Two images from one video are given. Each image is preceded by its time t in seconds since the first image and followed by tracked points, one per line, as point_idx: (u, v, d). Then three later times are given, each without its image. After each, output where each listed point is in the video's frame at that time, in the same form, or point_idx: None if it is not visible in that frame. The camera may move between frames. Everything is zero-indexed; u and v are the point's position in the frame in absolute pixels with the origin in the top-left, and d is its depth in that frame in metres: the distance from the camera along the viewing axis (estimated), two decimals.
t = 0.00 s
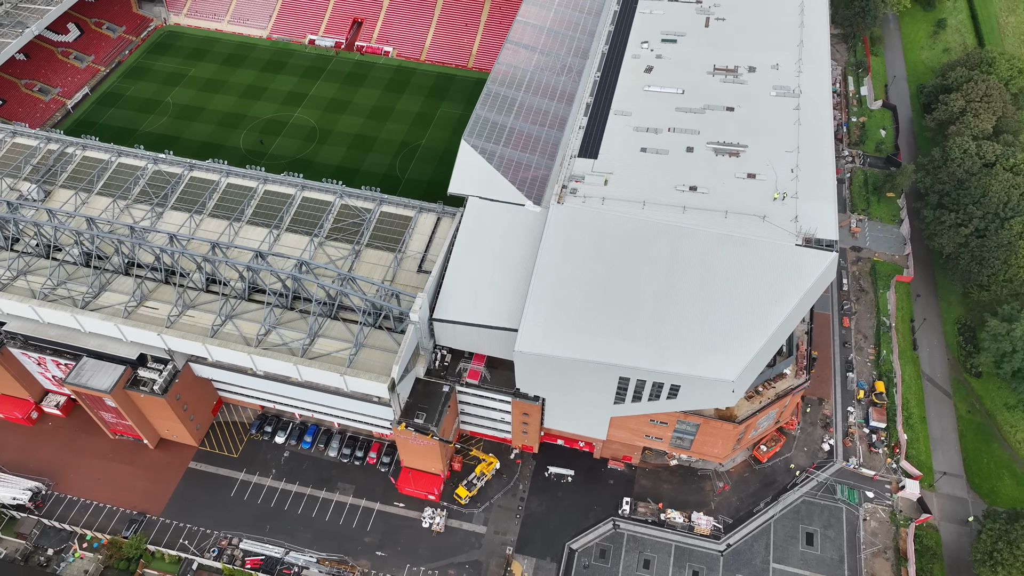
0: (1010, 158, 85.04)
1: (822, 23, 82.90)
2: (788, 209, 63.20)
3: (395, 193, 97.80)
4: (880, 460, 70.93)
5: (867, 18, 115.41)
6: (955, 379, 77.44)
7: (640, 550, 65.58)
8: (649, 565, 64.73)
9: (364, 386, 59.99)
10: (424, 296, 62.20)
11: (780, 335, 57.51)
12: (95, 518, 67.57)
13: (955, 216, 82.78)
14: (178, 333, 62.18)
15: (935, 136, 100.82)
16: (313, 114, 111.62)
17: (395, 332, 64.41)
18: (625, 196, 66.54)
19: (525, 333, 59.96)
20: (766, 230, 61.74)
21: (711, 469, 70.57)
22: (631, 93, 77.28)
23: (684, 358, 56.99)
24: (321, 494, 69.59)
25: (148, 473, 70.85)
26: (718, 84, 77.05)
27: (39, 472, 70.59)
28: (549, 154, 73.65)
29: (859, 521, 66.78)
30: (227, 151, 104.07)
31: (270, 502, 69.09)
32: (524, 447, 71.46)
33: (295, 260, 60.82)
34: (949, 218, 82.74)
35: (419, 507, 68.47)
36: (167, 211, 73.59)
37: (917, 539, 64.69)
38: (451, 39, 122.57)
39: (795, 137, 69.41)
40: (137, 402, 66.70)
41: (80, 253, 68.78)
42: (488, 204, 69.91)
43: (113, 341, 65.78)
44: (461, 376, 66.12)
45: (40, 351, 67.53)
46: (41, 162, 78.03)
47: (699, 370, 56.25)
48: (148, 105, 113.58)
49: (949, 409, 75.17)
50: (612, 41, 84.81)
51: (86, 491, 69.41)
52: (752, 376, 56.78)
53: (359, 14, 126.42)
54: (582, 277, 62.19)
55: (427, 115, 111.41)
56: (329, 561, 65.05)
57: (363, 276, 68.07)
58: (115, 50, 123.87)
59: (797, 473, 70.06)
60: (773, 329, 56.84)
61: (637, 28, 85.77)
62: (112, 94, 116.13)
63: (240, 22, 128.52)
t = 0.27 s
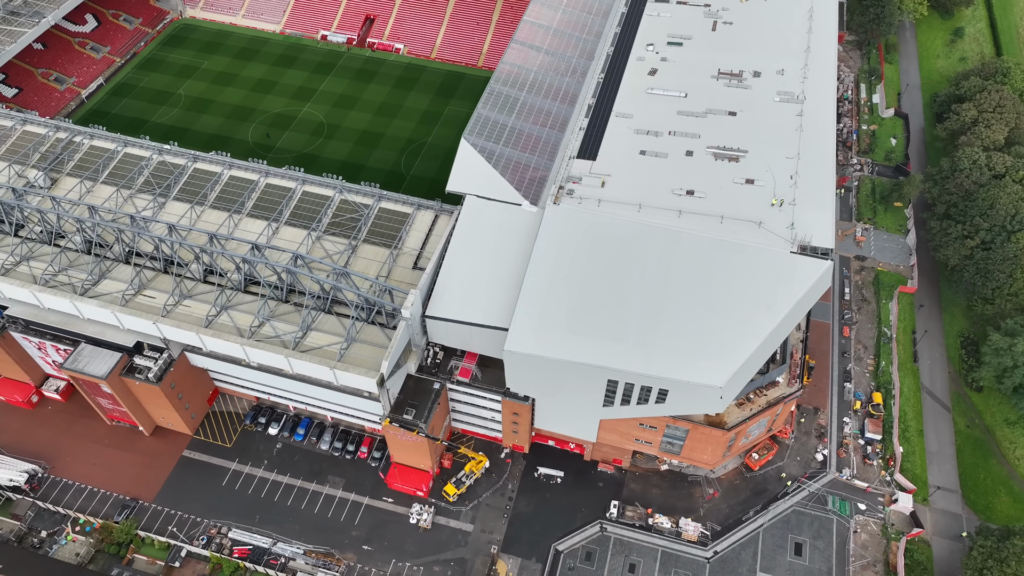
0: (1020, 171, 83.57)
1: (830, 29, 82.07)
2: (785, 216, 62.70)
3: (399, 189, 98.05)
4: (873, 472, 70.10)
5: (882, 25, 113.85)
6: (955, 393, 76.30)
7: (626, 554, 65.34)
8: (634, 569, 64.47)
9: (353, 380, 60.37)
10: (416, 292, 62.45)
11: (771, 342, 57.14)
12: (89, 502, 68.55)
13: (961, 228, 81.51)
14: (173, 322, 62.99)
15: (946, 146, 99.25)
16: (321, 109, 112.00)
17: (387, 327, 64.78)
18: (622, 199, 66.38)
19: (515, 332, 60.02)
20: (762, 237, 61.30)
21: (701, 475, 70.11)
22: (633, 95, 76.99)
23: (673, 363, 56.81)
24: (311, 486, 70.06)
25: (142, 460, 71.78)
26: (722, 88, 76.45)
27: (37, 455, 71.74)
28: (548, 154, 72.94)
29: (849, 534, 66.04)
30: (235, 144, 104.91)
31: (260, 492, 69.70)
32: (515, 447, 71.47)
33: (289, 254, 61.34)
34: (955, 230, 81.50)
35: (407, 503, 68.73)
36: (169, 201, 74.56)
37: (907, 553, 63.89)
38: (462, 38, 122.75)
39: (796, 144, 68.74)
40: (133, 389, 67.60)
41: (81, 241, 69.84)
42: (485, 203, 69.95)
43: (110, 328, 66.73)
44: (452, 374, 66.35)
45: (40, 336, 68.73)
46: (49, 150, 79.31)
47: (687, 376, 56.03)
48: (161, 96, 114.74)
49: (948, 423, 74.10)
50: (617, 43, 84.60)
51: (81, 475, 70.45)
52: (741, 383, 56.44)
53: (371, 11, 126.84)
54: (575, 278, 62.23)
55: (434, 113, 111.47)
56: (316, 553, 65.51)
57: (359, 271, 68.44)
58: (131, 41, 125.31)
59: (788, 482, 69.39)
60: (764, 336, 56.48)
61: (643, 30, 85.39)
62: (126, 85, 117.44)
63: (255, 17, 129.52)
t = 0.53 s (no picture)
0: None
1: (839, 36, 81.20)
2: (781, 223, 62.14)
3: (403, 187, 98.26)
4: (867, 484, 69.30)
5: (896, 33, 112.22)
6: (955, 407, 75.23)
7: (612, 557, 65.15)
8: (619, 573, 64.26)
9: (343, 374, 60.79)
10: (409, 289, 62.72)
11: (761, 350, 56.60)
12: (83, 486, 69.63)
13: (967, 239, 80.28)
14: (169, 311, 63.84)
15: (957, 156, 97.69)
16: (330, 104, 112.27)
17: (380, 323, 65.14)
18: (618, 201, 66.21)
19: (505, 332, 60.04)
20: (757, 243, 60.82)
21: (692, 481, 69.71)
22: (636, 98, 76.63)
23: (661, 368, 56.47)
24: (302, 479, 70.62)
25: (138, 447, 72.72)
26: (725, 93, 75.86)
27: (35, 438, 72.96)
28: (547, 154, 72.93)
29: (839, 545, 65.33)
30: (243, 137, 105.71)
31: (251, 483, 70.36)
32: (505, 446, 71.47)
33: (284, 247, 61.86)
34: (961, 241, 80.28)
35: (396, 498, 69.03)
36: (171, 192, 75.46)
37: (897, 567, 63.10)
38: (473, 36, 122.63)
39: (797, 150, 68.15)
40: (129, 376, 68.50)
41: (84, 229, 70.87)
42: (482, 202, 70.05)
43: (109, 316, 67.74)
44: (444, 371, 66.51)
45: (42, 321, 69.85)
46: (58, 139, 80.58)
47: (675, 381, 55.69)
48: (173, 88, 115.77)
49: (945, 437, 73.06)
50: (623, 45, 84.35)
51: (77, 460, 71.55)
52: (729, 390, 56.05)
53: (384, 8, 126.83)
54: (567, 280, 62.10)
55: (442, 111, 111.39)
56: (303, 545, 66.03)
57: (354, 267, 68.83)
58: (147, 34, 126.50)
59: (779, 491, 68.78)
60: (754, 343, 55.92)
61: (650, 32, 84.97)
62: (140, 76, 118.55)
63: (269, 12, 130.03)
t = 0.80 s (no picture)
0: None
1: (843, 42, 80.46)
2: (774, 228, 61.72)
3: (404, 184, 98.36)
4: (857, 494, 68.66)
5: (907, 39, 110.69)
6: (950, 419, 74.35)
7: (596, 559, 65.00)
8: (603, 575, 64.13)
9: (331, 369, 61.17)
10: (400, 286, 62.96)
11: (749, 355, 56.29)
12: (76, 473, 70.51)
13: (969, 249, 79.25)
14: (163, 302, 64.59)
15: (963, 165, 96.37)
16: (335, 100, 112.27)
17: (371, 319, 65.47)
18: (611, 203, 66.04)
19: (493, 331, 60.13)
20: (748, 248, 60.50)
21: (680, 486, 69.39)
22: (635, 99, 76.31)
23: (647, 371, 56.31)
24: (291, 472, 71.09)
25: (131, 436, 73.51)
26: (725, 96, 75.32)
27: (31, 424, 73.97)
28: (543, 155, 72.74)
29: (826, 555, 64.78)
30: (248, 132, 106.29)
31: (241, 474, 70.94)
32: (494, 445, 71.44)
33: (276, 241, 62.37)
34: (962, 251, 79.28)
35: (383, 494, 69.31)
36: (171, 184, 76.28)
37: None
38: (480, 35, 122.20)
39: (793, 156, 67.66)
40: (123, 366, 69.31)
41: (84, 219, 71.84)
42: (476, 200, 70.06)
43: (105, 305, 68.64)
44: (433, 369, 66.61)
45: (40, 309, 70.79)
46: (63, 130, 81.65)
47: (661, 384, 55.50)
48: (182, 81, 116.47)
49: (939, 449, 72.21)
50: (625, 46, 84.00)
51: (72, 446, 72.47)
52: (714, 396, 55.82)
53: (393, 5, 126.25)
54: (557, 280, 62.08)
55: (446, 109, 111.16)
56: (289, 538, 66.49)
57: (348, 263, 69.14)
58: (158, 27, 127.23)
59: (768, 499, 68.28)
60: (741, 348, 55.57)
61: (652, 34, 84.57)
62: (150, 69, 119.31)
63: (279, 7, 130.13)
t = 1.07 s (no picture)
0: None
1: (838, 45, 79.95)
2: (759, 232, 61.49)
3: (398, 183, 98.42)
4: (842, 500, 68.32)
5: (908, 43, 109.74)
6: (939, 426, 73.84)
7: (577, 560, 64.96)
8: None
9: (314, 366, 61.45)
10: (384, 284, 63.13)
11: (730, 358, 56.04)
12: (63, 465, 71.14)
13: (961, 255, 78.72)
14: (149, 296, 65.09)
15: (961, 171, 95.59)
16: (333, 98, 112.44)
17: (356, 317, 65.73)
18: (597, 204, 65.99)
19: (476, 330, 60.20)
20: (732, 251, 60.32)
21: (663, 488, 69.24)
22: (626, 101, 76.14)
23: (628, 372, 56.13)
24: (276, 467, 71.42)
25: (119, 428, 74.07)
26: (716, 98, 75.02)
27: (21, 415, 74.66)
28: (533, 155, 72.41)
29: (808, 560, 64.46)
30: (245, 128, 106.68)
31: (227, 469, 71.33)
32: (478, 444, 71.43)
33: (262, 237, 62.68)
34: (955, 257, 78.75)
35: (367, 491, 69.53)
36: (163, 179, 76.77)
37: None
38: (479, 35, 122.09)
39: (782, 159, 67.36)
40: (111, 358, 69.84)
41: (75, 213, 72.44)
42: (464, 199, 70.10)
43: (94, 298, 69.26)
44: (417, 367, 66.72)
45: (30, 301, 71.03)
46: (59, 124, 82.32)
47: (641, 386, 55.32)
48: (182, 77, 116.86)
49: (927, 456, 71.73)
50: (618, 47, 83.80)
51: (60, 438, 73.11)
52: (694, 398, 55.64)
53: (393, 4, 126.58)
54: (541, 280, 62.04)
55: (444, 108, 111.05)
56: (272, 533, 66.79)
57: (335, 260, 69.37)
58: (159, 24, 126.85)
59: (751, 503, 68.02)
60: (722, 351, 55.31)
61: (646, 35, 84.35)
62: (151, 65, 119.67)
63: (281, 5, 130.58)
